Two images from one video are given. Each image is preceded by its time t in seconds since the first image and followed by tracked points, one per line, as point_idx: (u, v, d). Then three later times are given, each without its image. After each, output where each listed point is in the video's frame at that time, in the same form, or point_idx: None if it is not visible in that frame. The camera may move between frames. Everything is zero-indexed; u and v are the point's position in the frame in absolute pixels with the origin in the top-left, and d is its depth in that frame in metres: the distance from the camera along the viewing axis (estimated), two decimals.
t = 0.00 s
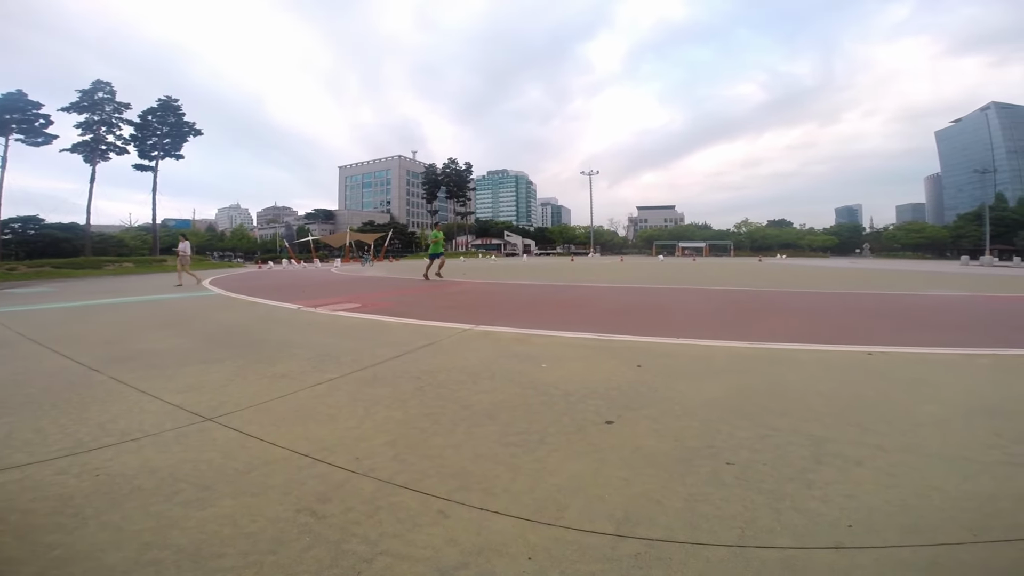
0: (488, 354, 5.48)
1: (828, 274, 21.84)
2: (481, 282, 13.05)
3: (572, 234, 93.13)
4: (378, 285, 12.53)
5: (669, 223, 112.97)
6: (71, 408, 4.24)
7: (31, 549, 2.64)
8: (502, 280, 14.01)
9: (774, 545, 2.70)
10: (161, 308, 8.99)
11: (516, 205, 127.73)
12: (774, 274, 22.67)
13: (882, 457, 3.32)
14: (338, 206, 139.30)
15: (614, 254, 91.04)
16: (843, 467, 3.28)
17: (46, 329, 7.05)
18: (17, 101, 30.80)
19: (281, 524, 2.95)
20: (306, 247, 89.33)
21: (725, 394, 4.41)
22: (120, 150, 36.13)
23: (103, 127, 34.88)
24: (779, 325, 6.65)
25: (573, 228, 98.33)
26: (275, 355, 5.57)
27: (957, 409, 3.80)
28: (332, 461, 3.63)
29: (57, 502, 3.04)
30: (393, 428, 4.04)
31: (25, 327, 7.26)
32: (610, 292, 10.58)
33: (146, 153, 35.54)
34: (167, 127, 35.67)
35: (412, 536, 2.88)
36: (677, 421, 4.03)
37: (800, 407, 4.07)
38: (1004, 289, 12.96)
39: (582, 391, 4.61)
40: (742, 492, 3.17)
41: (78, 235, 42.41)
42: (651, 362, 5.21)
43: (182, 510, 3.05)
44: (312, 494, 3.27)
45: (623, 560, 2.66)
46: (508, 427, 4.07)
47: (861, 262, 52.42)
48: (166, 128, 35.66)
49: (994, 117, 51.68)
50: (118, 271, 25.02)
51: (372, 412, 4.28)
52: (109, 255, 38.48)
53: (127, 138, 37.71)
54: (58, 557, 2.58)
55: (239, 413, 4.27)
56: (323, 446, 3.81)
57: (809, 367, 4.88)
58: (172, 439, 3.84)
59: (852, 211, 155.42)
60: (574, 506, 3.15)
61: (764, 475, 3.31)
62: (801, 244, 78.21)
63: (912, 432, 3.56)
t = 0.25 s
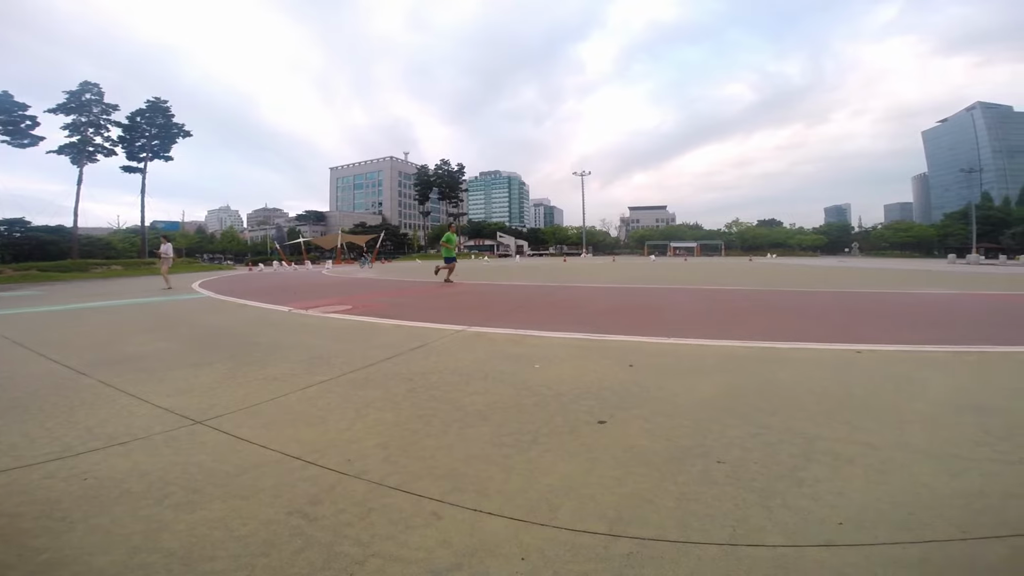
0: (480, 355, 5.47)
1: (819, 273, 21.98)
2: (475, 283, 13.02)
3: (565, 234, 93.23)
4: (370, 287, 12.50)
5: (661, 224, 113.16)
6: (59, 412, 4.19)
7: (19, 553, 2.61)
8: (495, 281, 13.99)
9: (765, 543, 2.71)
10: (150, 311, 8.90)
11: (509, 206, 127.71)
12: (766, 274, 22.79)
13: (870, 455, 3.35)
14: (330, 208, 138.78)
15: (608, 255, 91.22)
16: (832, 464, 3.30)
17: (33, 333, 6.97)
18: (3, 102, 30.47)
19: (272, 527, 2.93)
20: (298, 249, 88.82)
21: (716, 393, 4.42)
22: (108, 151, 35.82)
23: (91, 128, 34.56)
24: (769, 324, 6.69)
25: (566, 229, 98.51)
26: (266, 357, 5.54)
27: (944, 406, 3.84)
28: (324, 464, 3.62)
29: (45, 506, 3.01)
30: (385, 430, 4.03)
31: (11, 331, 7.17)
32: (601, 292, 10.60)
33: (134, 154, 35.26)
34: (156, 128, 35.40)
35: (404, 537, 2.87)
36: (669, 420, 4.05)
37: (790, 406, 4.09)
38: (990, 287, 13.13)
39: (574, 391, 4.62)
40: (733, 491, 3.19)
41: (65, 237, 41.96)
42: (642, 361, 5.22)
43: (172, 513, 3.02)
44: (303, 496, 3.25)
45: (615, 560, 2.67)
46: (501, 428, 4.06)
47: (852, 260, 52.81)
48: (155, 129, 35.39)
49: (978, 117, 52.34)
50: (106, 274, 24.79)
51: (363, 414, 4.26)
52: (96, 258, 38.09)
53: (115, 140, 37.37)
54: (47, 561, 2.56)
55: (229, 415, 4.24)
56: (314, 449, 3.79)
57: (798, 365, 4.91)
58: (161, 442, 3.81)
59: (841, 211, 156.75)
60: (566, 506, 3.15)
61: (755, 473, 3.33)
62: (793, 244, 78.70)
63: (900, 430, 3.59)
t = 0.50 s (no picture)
0: (460, 356, 5.46)
1: (797, 272, 22.33)
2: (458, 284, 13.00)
3: (548, 234, 93.48)
4: (352, 288, 12.40)
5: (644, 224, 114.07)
6: (28, 417, 4.09)
7: None
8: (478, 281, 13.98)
9: (741, 540, 2.74)
10: (124, 314, 8.73)
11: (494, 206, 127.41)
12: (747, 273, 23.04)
13: (843, 452, 3.41)
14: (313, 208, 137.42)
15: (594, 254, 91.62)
16: (807, 462, 3.35)
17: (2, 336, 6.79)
18: None
19: (249, 530, 2.90)
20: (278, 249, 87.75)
21: (694, 392, 4.47)
22: (81, 150, 35.08)
23: (63, 127, 33.82)
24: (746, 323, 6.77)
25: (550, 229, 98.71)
26: (243, 360, 5.46)
27: (914, 403, 3.93)
28: (302, 467, 3.58)
29: (13, 512, 2.94)
30: (364, 432, 4.00)
31: None
32: (583, 292, 10.65)
33: (108, 153, 34.60)
34: (131, 127, 34.75)
35: (383, 539, 2.85)
36: (648, 419, 4.08)
37: (767, 404, 4.15)
38: (959, 285, 13.46)
39: (554, 391, 4.63)
40: (710, 488, 3.22)
41: (37, 239, 40.97)
42: (622, 361, 5.26)
43: (146, 517, 2.97)
44: (281, 499, 3.22)
45: (595, 559, 2.68)
46: (480, 428, 4.06)
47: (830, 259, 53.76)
48: (130, 128, 34.74)
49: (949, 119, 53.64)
50: (78, 275, 24.24)
51: (342, 416, 4.23)
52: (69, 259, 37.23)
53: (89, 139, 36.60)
54: (16, 568, 2.50)
55: (205, 419, 4.18)
56: (292, 452, 3.75)
57: (774, 364, 4.98)
58: (135, 446, 3.74)
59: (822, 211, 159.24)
60: (546, 506, 3.16)
61: (732, 471, 3.36)
62: (778, 244, 79.81)
63: (872, 427, 3.66)
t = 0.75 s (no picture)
0: (437, 359, 5.44)
1: (767, 273, 22.69)
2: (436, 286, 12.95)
3: (530, 237, 93.70)
4: (329, 291, 12.27)
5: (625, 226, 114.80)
6: None
7: None
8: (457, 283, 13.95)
9: (714, 540, 2.77)
10: (91, 317, 8.50)
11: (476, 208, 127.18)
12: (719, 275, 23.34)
13: (813, 450, 3.48)
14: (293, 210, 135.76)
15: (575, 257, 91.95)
16: (778, 461, 3.40)
17: None
18: None
19: (220, 536, 2.84)
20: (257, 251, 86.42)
21: (669, 393, 4.51)
22: (48, 149, 34.16)
23: (29, 125, 32.91)
24: (720, 324, 6.87)
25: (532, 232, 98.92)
26: (215, 364, 5.37)
27: (880, 402, 4.02)
28: (275, 471, 3.53)
29: None
30: (339, 436, 3.96)
31: None
32: (561, 294, 10.70)
33: (76, 153, 33.77)
34: (100, 126, 33.97)
35: (358, 543, 2.82)
36: (623, 420, 4.11)
37: (739, 404, 4.21)
38: (924, 287, 13.85)
39: (530, 393, 4.63)
40: (684, 488, 3.25)
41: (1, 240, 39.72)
42: (598, 363, 5.29)
43: (113, 523, 2.90)
44: (254, 504, 3.17)
45: (570, 560, 2.68)
46: (456, 431, 4.04)
47: (806, 262, 54.70)
48: (99, 127, 33.96)
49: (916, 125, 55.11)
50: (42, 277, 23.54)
51: (316, 421, 4.18)
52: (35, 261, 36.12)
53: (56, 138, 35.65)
54: None
55: (174, 424, 4.10)
56: (265, 456, 3.70)
57: (746, 365, 5.05)
58: (101, 452, 3.65)
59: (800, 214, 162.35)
60: (522, 508, 3.15)
61: (705, 471, 3.40)
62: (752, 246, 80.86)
63: (841, 426, 3.74)
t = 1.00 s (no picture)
0: (412, 360, 5.41)
1: (740, 273, 23.09)
2: (414, 286, 12.88)
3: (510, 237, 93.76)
4: (304, 291, 12.10)
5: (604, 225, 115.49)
6: None
7: None
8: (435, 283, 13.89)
9: (686, 535, 2.81)
10: (53, 320, 8.24)
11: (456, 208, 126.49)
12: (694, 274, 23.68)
13: (780, 446, 3.55)
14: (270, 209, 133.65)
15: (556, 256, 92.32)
16: (747, 457, 3.47)
17: None
18: None
19: (189, 539, 2.79)
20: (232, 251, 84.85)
21: (642, 390, 4.56)
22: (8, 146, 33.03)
23: None
24: (693, 322, 6.97)
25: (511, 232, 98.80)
26: (183, 367, 5.26)
27: (845, 397, 4.13)
28: (245, 474, 3.47)
29: None
30: (311, 438, 3.92)
31: None
32: (537, 293, 10.74)
33: (38, 150, 32.78)
34: (64, 123, 32.96)
35: (331, 544, 2.80)
36: (597, 418, 4.14)
37: (710, 401, 4.27)
38: (889, 285, 14.25)
39: (505, 392, 4.64)
40: (657, 485, 3.28)
41: None
42: (573, 361, 5.32)
43: (77, 528, 2.83)
44: (224, 506, 3.12)
45: (545, 558, 2.69)
46: (431, 431, 4.03)
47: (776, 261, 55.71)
48: (63, 124, 32.94)
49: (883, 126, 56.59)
50: None
51: (288, 423, 4.12)
52: None
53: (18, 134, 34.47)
54: None
55: (141, 428, 4.01)
56: (235, 459, 3.63)
57: (718, 362, 5.14)
58: (64, 457, 3.55)
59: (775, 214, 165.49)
60: (497, 507, 3.15)
61: (676, 468, 3.44)
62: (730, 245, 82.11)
63: (807, 421, 3.82)
